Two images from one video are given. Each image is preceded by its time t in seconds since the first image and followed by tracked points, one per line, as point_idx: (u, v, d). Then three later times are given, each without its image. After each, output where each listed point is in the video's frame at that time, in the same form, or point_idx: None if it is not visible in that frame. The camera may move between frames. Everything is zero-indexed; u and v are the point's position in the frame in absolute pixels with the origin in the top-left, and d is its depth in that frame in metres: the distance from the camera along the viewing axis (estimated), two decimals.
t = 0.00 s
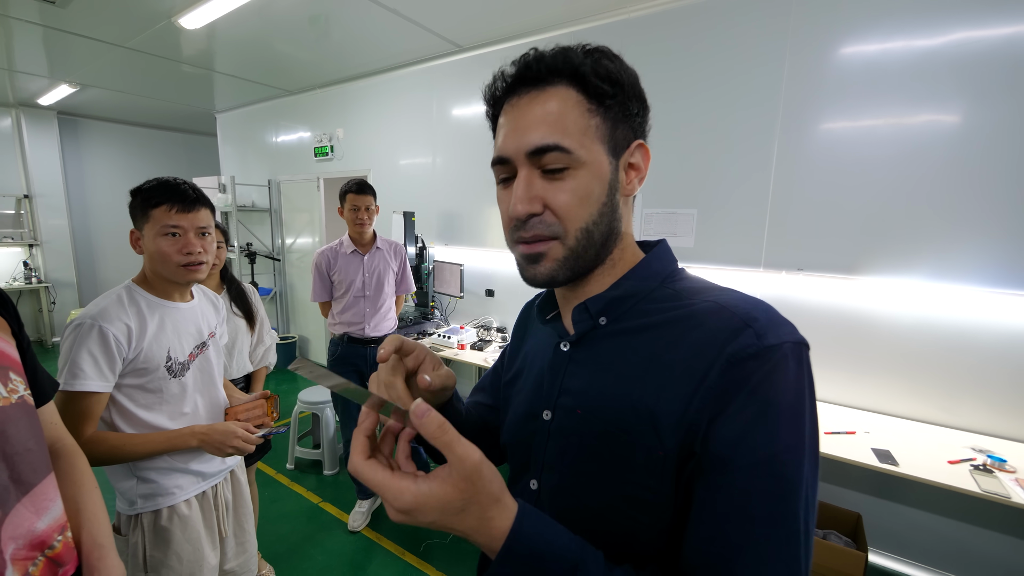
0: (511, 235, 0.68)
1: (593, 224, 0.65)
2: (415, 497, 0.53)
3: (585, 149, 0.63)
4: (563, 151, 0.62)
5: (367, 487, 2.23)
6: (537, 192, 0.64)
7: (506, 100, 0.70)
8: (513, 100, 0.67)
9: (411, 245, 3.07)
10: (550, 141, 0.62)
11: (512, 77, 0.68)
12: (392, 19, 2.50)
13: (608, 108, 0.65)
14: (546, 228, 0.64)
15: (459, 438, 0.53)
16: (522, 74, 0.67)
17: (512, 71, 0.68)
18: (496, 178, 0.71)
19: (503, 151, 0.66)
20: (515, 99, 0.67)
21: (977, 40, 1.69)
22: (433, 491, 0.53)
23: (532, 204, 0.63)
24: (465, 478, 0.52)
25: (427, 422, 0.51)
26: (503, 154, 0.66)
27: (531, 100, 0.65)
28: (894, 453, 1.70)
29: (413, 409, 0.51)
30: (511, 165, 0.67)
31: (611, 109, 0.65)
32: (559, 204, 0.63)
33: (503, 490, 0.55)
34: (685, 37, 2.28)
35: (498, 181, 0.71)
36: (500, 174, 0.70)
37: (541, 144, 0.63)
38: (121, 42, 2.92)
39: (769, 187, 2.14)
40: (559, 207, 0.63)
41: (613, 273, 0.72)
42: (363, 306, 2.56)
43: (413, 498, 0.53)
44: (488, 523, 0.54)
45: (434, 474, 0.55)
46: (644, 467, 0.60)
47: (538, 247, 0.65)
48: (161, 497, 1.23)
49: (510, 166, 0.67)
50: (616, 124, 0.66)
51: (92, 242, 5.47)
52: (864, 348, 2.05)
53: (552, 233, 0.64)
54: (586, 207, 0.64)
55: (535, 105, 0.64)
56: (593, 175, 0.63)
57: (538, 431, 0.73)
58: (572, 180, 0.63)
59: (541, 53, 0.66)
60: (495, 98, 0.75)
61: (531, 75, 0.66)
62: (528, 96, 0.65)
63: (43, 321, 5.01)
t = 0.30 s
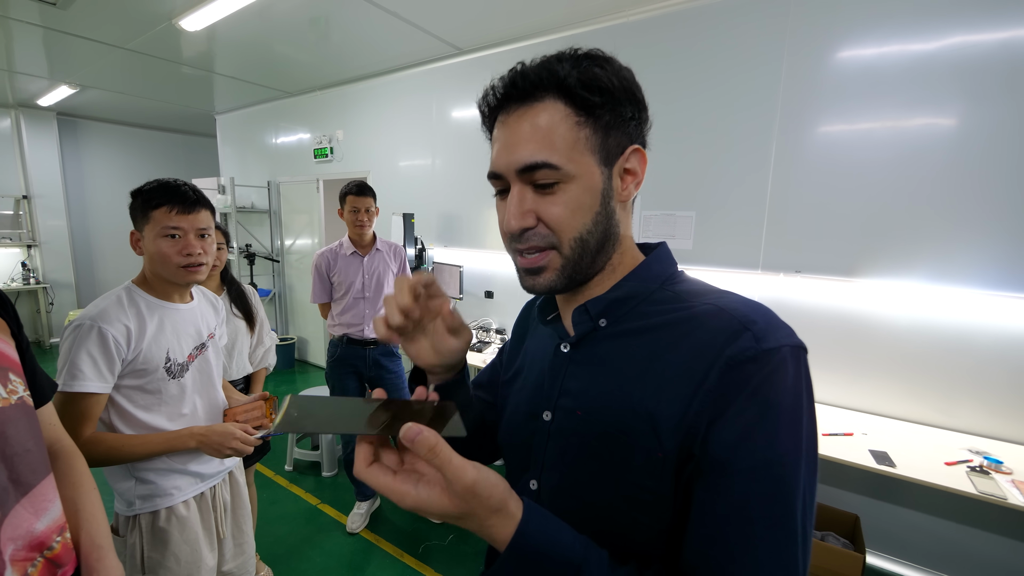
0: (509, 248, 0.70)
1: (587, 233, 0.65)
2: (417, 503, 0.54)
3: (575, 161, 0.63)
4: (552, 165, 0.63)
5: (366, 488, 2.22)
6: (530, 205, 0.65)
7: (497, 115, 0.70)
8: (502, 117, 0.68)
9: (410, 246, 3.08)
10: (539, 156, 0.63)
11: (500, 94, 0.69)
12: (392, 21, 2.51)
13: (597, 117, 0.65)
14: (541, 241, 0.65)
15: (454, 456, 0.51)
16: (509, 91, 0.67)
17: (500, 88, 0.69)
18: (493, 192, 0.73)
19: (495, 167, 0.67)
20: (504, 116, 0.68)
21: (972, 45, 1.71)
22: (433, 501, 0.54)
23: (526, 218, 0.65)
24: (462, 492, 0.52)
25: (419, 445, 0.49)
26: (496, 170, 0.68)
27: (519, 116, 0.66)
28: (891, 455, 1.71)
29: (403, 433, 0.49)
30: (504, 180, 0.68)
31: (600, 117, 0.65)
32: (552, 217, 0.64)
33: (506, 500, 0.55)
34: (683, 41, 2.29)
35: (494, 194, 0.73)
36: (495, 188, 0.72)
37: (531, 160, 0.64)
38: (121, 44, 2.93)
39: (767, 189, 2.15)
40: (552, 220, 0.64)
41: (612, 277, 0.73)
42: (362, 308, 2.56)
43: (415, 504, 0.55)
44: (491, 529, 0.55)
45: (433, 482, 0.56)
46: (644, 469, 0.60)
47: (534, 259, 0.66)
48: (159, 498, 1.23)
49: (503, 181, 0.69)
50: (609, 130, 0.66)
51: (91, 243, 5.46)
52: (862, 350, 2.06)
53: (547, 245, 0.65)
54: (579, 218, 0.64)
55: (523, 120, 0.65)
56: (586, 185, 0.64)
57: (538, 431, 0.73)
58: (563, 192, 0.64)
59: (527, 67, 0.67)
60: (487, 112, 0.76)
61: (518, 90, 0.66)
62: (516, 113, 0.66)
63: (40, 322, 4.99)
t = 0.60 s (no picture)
0: (511, 253, 0.70)
1: (588, 237, 0.66)
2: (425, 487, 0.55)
3: (575, 166, 0.63)
4: (553, 170, 0.63)
5: (364, 488, 2.22)
6: (532, 211, 0.65)
7: (495, 120, 0.70)
8: (500, 123, 0.68)
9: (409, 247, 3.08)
10: (539, 162, 0.63)
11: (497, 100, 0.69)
12: (392, 21, 2.51)
13: (596, 119, 0.65)
14: (542, 246, 0.65)
15: (454, 443, 0.53)
16: (506, 97, 0.67)
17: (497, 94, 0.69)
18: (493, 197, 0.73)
19: (494, 174, 0.68)
20: (501, 122, 0.68)
21: (971, 47, 1.71)
22: (438, 485, 0.55)
23: (527, 223, 0.65)
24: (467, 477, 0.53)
25: (419, 439, 0.50)
26: (495, 177, 0.68)
27: (517, 122, 0.65)
28: (888, 456, 1.71)
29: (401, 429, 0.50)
30: (504, 186, 0.68)
31: (598, 120, 0.65)
32: (554, 222, 0.64)
33: (512, 483, 0.55)
34: (682, 42, 2.29)
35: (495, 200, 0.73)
36: (494, 193, 0.72)
37: (530, 166, 0.64)
38: (120, 43, 2.92)
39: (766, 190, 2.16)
40: (554, 226, 0.64)
41: (613, 278, 0.73)
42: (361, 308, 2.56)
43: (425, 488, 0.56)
44: (495, 513, 0.56)
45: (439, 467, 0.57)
46: (643, 469, 0.60)
47: (536, 265, 0.67)
48: (156, 497, 1.23)
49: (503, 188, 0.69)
50: (607, 132, 0.66)
51: (89, 242, 5.45)
52: (860, 352, 2.06)
53: (548, 250, 0.66)
54: (580, 222, 0.64)
55: (521, 126, 0.65)
56: (587, 189, 0.64)
57: (538, 431, 0.73)
58: (565, 197, 0.64)
59: (522, 73, 0.67)
60: (484, 117, 0.76)
61: (515, 96, 0.66)
62: (513, 118, 0.66)
63: (39, 321, 4.98)
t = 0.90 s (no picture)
0: (504, 248, 0.69)
1: (584, 234, 0.65)
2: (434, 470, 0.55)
3: (573, 162, 0.63)
4: (551, 164, 0.63)
5: (364, 487, 2.22)
6: (528, 206, 0.65)
7: (493, 113, 0.70)
8: (499, 116, 0.67)
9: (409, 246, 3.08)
10: (537, 155, 0.63)
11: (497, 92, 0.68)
12: (392, 20, 2.51)
13: (596, 116, 0.65)
14: (537, 241, 0.65)
15: (464, 426, 0.52)
16: (506, 89, 0.67)
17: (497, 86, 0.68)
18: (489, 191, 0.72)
19: (492, 167, 0.67)
20: (501, 114, 0.67)
21: (972, 47, 1.71)
22: (445, 471, 0.54)
23: (523, 218, 0.64)
24: (476, 461, 0.52)
25: (432, 419, 0.49)
26: (492, 170, 0.67)
27: (516, 115, 0.65)
28: (888, 457, 1.71)
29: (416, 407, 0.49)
30: (500, 179, 0.68)
31: (598, 117, 0.65)
32: (550, 217, 0.64)
33: (515, 473, 0.54)
34: (683, 42, 2.29)
35: (490, 194, 0.72)
36: (490, 188, 0.71)
37: (528, 159, 0.63)
38: (120, 42, 2.92)
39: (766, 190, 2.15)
40: (550, 221, 0.64)
41: (611, 277, 0.72)
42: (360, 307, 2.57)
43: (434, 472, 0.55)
44: (499, 504, 0.56)
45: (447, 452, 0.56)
46: (642, 470, 0.60)
47: (531, 260, 0.66)
48: (155, 496, 1.23)
49: (500, 181, 0.68)
50: (607, 129, 0.66)
51: (90, 241, 5.47)
52: (861, 352, 2.06)
53: (543, 245, 0.65)
54: (576, 219, 0.64)
55: (520, 119, 0.65)
56: (584, 185, 0.64)
57: (536, 432, 0.73)
58: (562, 192, 0.64)
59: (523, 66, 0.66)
60: (483, 111, 0.76)
61: (516, 89, 0.66)
62: (512, 111, 0.66)
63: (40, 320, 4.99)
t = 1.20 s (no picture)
0: (522, 230, 0.67)
1: (607, 220, 0.65)
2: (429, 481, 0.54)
3: (603, 145, 0.64)
4: (583, 144, 0.63)
5: (364, 487, 2.23)
6: (556, 185, 0.64)
7: (515, 91, 0.69)
8: (527, 92, 0.66)
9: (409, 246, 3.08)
10: (571, 133, 0.63)
11: (525, 69, 0.68)
12: (392, 20, 2.51)
13: (618, 107, 0.68)
14: (563, 222, 0.63)
15: (461, 431, 0.52)
16: (536, 67, 0.67)
17: (526, 63, 0.68)
18: (505, 171, 0.70)
19: (519, 142, 0.65)
20: (529, 91, 0.66)
21: (974, 45, 1.70)
22: (444, 480, 0.53)
23: (552, 197, 0.63)
24: (474, 468, 0.52)
25: (429, 424, 0.49)
26: (519, 146, 0.66)
27: (548, 92, 0.65)
28: (890, 457, 1.70)
29: (413, 412, 0.49)
30: (526, 156, 0.66)
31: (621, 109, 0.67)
32: (579, 198, 0.63)
33: (513, 479, 0.54)
34: (683, 41, 2.28)
35: (507, 174, 0.70)
36: (510, 166, 0.69)
37: (562, 135, 0.63)
38: (121, 42, 2.93)
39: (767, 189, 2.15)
40: (578, 201, 0.63)
41: (612, 273, 0.72)
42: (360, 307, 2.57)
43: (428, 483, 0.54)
44: (498, 513, 0.55)
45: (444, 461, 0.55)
46: (640, 472, 0.60)
47: (554, 242, 0.64)
48: (154, 495, 1.23)
49: (525, 158, 0.66)
50: (623, 126, 0.68)
51: (91, 240, 5.48)
52: (861, 352, 2.05)
53: (568, 226, 0.64)
54: (602, 203, 0.64)
55: (552, 97, 0.65)
56: (610, 171, 0.65)
57: (532, 434, 0.72)
58: (590, 174, 0.64)
59: (555, 47, 0.67)
60: (496, 93, 0.75)
61: (547, 68, 0.66)
62: (544, 88, 0.65)
63: (42, 319, 5.01)
